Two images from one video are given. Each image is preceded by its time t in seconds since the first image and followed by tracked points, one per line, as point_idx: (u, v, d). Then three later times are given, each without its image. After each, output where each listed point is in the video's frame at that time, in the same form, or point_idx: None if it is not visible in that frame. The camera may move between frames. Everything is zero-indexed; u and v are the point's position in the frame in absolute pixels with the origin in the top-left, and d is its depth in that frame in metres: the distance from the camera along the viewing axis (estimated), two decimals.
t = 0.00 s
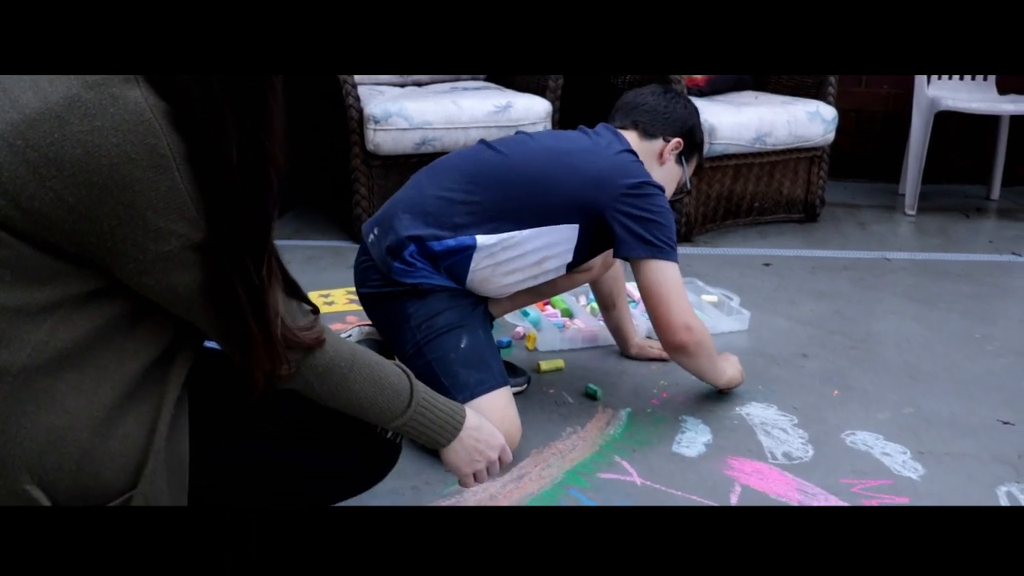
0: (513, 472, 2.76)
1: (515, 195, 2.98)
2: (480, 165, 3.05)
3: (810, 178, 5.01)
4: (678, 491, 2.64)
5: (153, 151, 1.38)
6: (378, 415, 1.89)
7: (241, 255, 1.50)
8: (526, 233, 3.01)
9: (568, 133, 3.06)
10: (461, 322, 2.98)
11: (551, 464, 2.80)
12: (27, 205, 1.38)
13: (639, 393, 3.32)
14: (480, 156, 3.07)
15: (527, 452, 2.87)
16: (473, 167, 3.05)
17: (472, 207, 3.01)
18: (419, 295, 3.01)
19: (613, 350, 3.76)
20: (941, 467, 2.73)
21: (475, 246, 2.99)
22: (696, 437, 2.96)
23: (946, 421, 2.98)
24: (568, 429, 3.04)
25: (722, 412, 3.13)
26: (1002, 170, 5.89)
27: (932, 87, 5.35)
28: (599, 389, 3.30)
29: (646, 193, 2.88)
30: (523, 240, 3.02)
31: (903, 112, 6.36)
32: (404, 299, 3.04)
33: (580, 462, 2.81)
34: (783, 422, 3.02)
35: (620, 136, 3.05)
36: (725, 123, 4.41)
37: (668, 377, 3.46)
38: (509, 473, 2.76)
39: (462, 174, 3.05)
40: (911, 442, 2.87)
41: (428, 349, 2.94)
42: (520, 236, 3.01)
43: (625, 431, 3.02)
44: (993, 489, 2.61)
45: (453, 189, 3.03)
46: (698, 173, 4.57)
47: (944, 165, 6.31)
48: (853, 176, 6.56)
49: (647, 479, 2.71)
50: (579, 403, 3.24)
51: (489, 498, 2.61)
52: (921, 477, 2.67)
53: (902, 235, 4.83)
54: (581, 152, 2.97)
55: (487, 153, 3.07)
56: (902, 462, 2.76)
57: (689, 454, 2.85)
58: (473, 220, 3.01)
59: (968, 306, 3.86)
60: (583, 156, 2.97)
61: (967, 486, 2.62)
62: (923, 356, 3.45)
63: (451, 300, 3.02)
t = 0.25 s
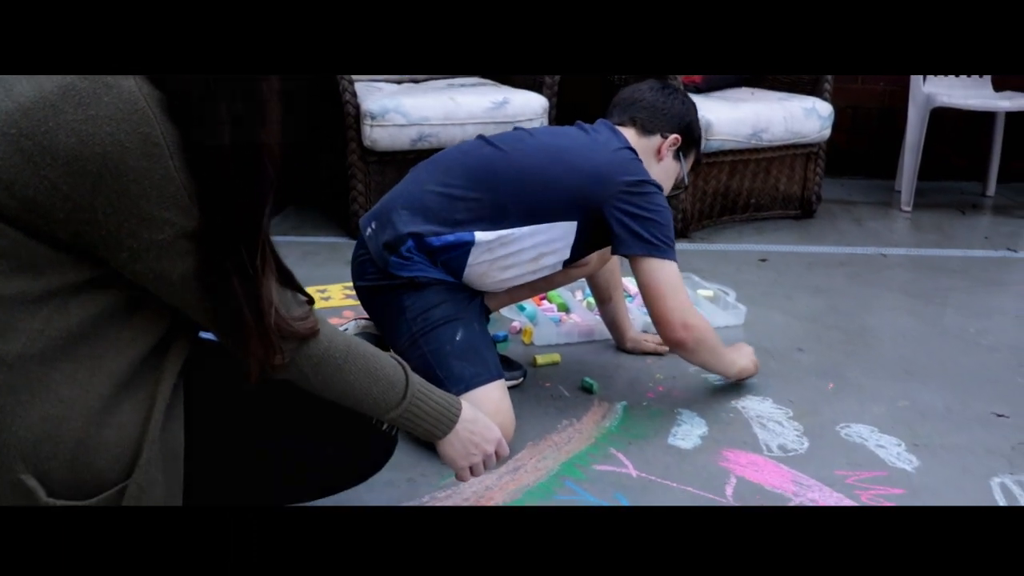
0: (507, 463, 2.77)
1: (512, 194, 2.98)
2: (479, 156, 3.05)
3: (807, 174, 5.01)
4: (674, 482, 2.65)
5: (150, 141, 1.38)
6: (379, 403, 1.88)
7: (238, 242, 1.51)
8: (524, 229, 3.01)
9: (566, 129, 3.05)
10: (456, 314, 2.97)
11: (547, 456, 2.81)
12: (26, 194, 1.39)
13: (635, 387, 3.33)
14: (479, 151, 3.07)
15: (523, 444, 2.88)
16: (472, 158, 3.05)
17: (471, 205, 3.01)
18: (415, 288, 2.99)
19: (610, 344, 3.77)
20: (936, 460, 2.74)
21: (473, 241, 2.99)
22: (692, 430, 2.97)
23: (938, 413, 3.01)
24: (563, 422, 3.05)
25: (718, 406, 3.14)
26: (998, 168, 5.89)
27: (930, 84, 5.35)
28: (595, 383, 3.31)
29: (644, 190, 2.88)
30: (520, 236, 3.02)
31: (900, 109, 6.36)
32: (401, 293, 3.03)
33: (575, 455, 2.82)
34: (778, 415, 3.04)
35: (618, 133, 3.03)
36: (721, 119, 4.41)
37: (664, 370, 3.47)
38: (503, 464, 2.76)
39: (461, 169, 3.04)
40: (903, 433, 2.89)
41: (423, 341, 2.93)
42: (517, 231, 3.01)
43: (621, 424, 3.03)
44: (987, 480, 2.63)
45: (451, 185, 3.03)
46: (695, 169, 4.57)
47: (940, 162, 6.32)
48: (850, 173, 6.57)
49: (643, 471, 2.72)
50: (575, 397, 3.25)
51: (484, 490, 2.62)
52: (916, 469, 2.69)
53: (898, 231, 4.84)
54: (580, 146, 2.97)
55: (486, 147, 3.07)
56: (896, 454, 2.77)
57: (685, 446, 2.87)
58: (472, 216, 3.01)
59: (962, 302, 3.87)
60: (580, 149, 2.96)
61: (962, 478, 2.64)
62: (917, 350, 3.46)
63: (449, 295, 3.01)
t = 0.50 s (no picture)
0: (495, 453, 2.72)
1: (517, 186, 2.88)
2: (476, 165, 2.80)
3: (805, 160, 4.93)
4: (671, 475, 2.66)
5: (154, 139, 2.12)
6: (382, 389, 2.49)
7: (212, 224, 2.21)
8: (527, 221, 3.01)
9: (567, 119, 2.59)
10: (450, 304, 3.03)
11: (543, 447, 2.80)
12: (28, 181, 2.17)
13: (630, 378, 3.36)
14: (479, 145, 2.73)
15: (519, 435, 2.90)
16: (467, 165, 2.80)
17: (474, 200, 2.88)
18: (418, 279, 2.91)
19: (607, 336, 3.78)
20: (929, 450, 2.77)
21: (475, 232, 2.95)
22: (687, 423, 3.00)
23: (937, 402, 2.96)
24: (561, 414, 3.06)
25: (715, 401, 3.15)
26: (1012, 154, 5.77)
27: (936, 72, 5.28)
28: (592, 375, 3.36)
29: (644, 181, 2.86)
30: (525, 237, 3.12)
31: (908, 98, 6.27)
32: (400, 284, 2.92)
33: (572, 446, 2.81)
34: (771, 407, 3.05)
35: (618, 124, 2.66)
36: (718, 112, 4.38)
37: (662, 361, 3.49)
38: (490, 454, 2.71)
39: (459, 163, 2.79)
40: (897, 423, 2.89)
41: (425, 329, 2.86)
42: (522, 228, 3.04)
43: (618, 416, 3.04)
44: (982, 472, 2.63)
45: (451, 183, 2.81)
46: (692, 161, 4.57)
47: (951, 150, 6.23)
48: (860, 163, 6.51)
49: (639, 463, 2.72)
50: (570, 388, 3.27)
51: (480, 481, 2.59)
52: (910, 461, 2.73)
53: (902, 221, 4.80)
54: (584, 150, 2.78)
55: (481, 147, 2.74)
56: (891, 446, 2.79)
57: (681, 438, 2.89)
58: (476, 208, 2.90)
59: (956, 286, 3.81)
60: (583, 153, 2.79)
61: (958, 470, 2.67)
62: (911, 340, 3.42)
63: (446, 278, 3.02)
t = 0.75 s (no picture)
0: (488, 442, 2.84)
1: (520, 185, 2.90)
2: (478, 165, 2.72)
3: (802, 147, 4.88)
4: (672, 469, 2.67)
5: (155, 142, 2.55)
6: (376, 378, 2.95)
7: (210, 225, 2.79)
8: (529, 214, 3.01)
9: (567, 114, 2.51)
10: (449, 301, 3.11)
11: (540, 440, 2.85)
12: (26, 169, 2.59)
13: (627, 372, 3.38)
14: (480, 140, 2.58)
15: (516, 429, 2.93)
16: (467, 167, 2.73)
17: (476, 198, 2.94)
18: (418, 273, 3.08)
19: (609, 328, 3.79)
20: (923, 444, 2.79)
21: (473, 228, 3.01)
22: (684, 416, 3.02)
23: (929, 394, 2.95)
24: (558, 408, 3.08)
25: (710, 393, 3.17)
26: None
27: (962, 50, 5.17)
28: (589, 368, 3.39)
29: (642, 178, 2.83)
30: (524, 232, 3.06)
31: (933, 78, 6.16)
32: (399, 281, 3.09)
33: (567, 440, 2.84)
34: (765, 402, 3.06)
35: (617, 118, 2.67)
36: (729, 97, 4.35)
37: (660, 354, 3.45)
38: (483, 442, 2.85)
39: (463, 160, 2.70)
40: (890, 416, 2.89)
41: (425, 322, 3.04)
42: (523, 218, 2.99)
43: (614, 409, 3.06)
44: (975, 465, 2.66)
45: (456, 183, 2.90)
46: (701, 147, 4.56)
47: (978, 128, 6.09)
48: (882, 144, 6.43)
49: (635, 454, 2.75)
50: (566, 382, 3.30)
51: (476, 473, 2.69)
52: (903, 454, 2.74)
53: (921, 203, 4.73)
54: (587, 144, 2.75)
55: (483, 154, 2.69)
56: (885, 438, 2.80)
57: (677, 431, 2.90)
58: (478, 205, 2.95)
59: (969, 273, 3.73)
60: (584, 151, 2.77)
61: (951, 466, 2.68)
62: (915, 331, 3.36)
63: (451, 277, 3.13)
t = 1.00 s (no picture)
0: (482, 432, 2.86)
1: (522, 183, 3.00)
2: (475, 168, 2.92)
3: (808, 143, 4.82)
4: (680, 464, 2.59)
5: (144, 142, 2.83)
6: (374, 366, 3.24)
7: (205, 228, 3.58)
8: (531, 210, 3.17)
9: (560, 110, 2.52)
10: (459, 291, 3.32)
11: (535, 435, 2.84)
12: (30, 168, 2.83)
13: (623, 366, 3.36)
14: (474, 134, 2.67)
15: (510, 424, 2.92)
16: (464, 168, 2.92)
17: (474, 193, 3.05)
18: (411, 266, 3.47)
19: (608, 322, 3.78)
20: (917, 436, 2.72)
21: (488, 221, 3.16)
22: (679, 410, 3.01)
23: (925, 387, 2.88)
24: (553, 403, 3.07)
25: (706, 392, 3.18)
26: None
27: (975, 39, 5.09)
28: (583, 359, 3.36)
29: (635, 171, 2.86)
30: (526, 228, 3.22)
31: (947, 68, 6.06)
32: (395, 276, 3.48)
33: (562, 434, 2.85)
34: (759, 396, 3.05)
35: (612, 114, 2.57)
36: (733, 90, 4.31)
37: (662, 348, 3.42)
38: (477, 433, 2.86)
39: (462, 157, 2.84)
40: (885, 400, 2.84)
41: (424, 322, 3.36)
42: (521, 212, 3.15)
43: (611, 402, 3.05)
44: (968, 457, 2.54)
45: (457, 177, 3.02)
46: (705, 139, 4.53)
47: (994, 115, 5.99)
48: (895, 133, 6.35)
49: (629, 447, 2.73)
50: (563, 376, 3.29)
51: (473, 465, 2.62)
52: (898, 445, 2.68)
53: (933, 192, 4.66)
54: (577, 143, 2.77)
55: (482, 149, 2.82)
56: (879, 431, 2.75)
57: (671, 424, 2.89)
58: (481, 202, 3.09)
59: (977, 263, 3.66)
60: (574, 150, 2.81)
61: (943, 456, 2.59)
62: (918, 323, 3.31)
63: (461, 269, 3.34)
